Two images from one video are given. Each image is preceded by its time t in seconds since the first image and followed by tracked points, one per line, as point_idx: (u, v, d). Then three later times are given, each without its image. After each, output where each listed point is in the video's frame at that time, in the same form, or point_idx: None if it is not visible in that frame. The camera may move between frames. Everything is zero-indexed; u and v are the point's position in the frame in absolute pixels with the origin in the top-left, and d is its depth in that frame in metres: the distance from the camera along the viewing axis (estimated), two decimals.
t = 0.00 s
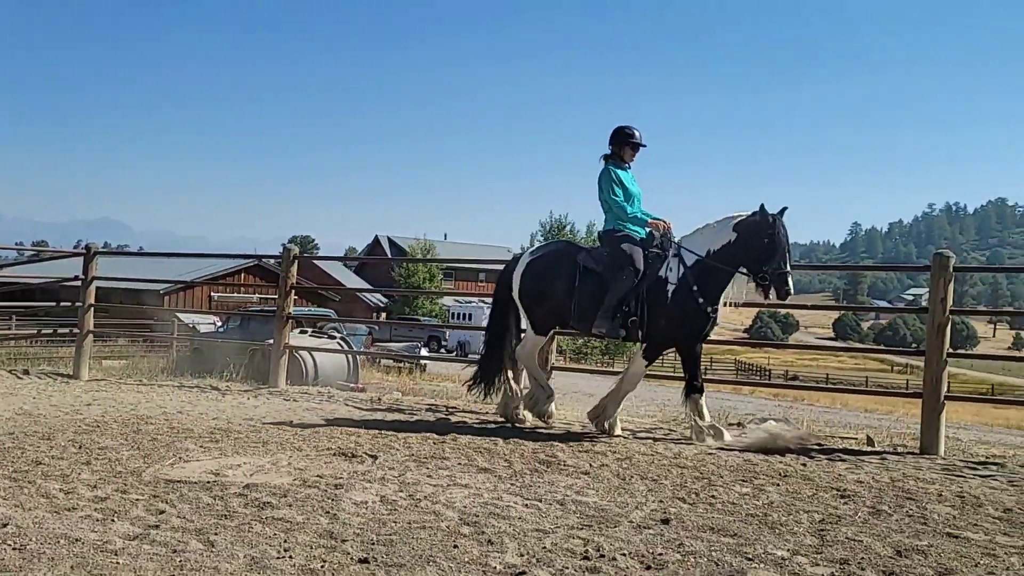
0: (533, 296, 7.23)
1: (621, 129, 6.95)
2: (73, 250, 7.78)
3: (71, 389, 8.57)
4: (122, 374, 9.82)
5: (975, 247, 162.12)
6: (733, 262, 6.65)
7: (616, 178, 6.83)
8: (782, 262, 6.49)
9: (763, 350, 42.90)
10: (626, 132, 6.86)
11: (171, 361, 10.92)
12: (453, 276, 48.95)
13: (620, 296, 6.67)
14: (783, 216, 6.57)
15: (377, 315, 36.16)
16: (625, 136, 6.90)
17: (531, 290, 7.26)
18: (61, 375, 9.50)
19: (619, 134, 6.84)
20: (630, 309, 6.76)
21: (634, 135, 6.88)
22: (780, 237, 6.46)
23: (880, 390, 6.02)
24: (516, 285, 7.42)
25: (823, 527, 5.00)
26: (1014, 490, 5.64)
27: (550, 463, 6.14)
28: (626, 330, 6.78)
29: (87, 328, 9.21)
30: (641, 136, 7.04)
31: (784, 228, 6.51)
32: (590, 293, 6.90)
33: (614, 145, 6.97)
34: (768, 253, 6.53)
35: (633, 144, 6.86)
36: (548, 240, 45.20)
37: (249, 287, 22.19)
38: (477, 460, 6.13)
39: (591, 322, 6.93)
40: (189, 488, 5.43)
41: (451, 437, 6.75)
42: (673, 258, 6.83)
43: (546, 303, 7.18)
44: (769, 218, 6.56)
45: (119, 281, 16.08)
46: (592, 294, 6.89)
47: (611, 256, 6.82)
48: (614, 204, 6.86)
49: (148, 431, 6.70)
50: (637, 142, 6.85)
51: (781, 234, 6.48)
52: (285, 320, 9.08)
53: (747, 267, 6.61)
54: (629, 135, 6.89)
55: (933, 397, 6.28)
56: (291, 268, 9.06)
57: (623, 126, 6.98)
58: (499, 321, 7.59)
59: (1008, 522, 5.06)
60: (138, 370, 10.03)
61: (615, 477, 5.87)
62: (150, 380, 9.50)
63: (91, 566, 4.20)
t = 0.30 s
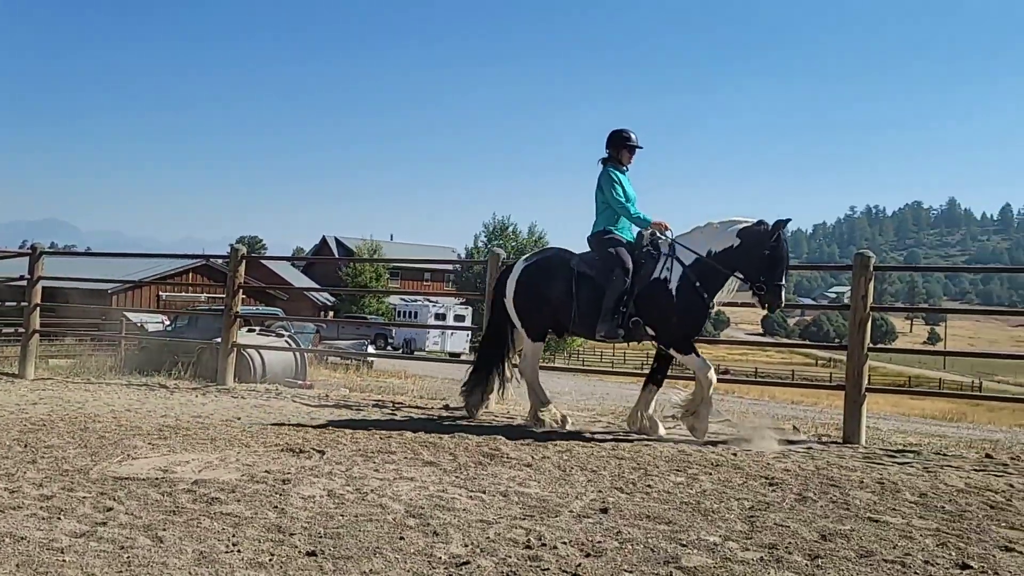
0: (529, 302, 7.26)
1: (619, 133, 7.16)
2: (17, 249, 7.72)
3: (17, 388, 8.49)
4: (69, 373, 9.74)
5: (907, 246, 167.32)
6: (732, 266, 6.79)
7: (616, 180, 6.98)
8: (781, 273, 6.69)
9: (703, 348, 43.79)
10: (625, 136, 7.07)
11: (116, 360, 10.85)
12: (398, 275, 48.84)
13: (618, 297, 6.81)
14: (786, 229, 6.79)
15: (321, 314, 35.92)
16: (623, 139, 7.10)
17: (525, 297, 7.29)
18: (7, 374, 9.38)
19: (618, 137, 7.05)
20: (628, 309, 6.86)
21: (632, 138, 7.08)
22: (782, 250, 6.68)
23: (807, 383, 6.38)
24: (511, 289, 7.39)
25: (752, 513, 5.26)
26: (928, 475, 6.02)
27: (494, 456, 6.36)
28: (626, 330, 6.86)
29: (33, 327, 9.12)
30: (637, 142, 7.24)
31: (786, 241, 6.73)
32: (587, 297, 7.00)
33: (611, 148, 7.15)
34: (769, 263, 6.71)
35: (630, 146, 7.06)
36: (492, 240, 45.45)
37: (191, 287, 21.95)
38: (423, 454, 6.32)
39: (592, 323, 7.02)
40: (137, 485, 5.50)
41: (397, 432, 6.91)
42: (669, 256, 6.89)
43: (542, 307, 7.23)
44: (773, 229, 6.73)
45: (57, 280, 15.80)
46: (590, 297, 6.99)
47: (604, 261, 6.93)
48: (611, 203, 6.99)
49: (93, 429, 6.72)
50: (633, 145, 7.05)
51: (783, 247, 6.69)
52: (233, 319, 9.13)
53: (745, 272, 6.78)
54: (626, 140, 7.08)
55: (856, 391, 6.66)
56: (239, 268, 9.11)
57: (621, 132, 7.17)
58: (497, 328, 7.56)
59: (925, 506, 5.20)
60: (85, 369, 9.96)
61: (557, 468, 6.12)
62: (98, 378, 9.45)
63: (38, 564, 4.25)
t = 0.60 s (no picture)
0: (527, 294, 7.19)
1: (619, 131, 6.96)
2: None
3: None
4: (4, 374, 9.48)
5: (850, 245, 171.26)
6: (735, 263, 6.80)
7: (618, 180, 6.78)
8: (781, 262, 6.71)
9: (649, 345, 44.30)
10: (625, 135, 6.89)
11: (54, 361, 10.60)
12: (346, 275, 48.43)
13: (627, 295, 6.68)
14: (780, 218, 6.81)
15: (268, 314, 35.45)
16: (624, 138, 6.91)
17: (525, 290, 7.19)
18: None
19: (619, 136, 6.86)
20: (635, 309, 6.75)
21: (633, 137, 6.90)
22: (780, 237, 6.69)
23: (751, 379, 6.53)
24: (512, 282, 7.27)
25: (696, 506, 5.37)
26: (866, 468, 6.20)
27: (442, 454, 6.38)
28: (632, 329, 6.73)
29: None
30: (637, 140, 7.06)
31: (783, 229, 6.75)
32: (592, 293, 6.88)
33: (611, 147, 6.95)
34: (768, 253, 6.73)
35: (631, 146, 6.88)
36: (441, 240, 45.37)
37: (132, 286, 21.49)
38: (371, 452, 6.31)
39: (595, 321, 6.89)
40: (77, 487, 5.39)
41: (344, 431, 6.88)
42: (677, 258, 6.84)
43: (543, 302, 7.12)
44: (767, 220, 6.76)
45: None
46: (595, 294, 6.87)
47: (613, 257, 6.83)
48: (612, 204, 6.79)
49: (31, 431, 6.55)
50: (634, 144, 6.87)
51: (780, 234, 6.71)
52: (177, 318, 8.99)
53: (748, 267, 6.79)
54: (627, 138, 6.89)
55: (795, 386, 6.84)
56: (183, 267, 8.97)
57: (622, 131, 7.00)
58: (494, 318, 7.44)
59: (863, 497, 5.35)
60: (21, 370, 9.70)
61: (505, 465, 6.16)
62: (35, 379, 9.22)
63: None
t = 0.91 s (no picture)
0: (525, 299, 7.05)
1: (626, 127, 6.87)
2: None
3: None
4: None
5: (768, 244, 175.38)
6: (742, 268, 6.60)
7: (623, 177, 6.70)
8: (791, 278, 6.50)
9: (593, 343, 44.65)
10: (633, 131, 6.80)
11: None
12: (287, 274, 47.70)
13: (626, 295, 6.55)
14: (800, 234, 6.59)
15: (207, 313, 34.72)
16: (631, 135, 6.83)
17: (523, 295, 7.06)
18: None
19: (625, 132, 6.78)
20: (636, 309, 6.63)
21: (639, 134, 6.82)
22: (794, 254, 6.48)
23: (696, 377, 6.60)
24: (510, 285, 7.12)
25: (641, 503, 5.42)
26: (806, 462, 6.33)
27: (387, 454, 6.32)
28: (636, 330, 6.64)
29: None
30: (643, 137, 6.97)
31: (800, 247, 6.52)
32: (592, 294, 6.82)
33: (618, 143, 6.87)
34: (780, 267, 6.51)
35: (637, 142, 6.79)
36: (385, 238, 45.03)
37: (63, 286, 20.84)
38: (314, 453, 6.21)
39: (598, 323, 6.81)
40: (6, 493, 5.19)
41: (287, 432, 6.77)
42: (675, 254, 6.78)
43: (542, 305, 7.02)
44: (784, 233, 6.53)
45: None
46: (596, 296, 6.82)
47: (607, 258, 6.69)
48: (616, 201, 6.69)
49: None
50: (640, 141, 6.79)
51: (796, 251, 6.48)
52: (112, 318, 8.74)
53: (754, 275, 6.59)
54: (634, 134, 6.81)
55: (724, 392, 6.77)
56: (119, 265, 8.73)
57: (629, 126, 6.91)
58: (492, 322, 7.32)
59: (803, 492, 5.46)
60: None
61: (450, 464, 6.13)
62: None
63: None
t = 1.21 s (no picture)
0: (540, 295, 7.05)
1: (630, 123, 6.82)
2: None
3: None
4: None
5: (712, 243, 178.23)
6: (750, 266, 6.60)
7: (629, 175, 6.69)
8: (800, 275, 6.46)
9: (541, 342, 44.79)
10: (637, 128, 6.76)
11: None
12: (230, 272, 46.80)
13: (637, 292, 6.52)
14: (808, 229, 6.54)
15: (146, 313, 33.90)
16: (635, 131, 6.79)
17: (537, 291, 7.06)
18: None
19: (629, 130, 6.74)
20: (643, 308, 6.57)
21: (643, 129, 6.79)
22: (802, 251, 6.45)
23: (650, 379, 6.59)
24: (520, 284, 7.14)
25: (588, 500, 5.44)
26: (750, 458, 6.43)
27: (333, 455, 6.24)
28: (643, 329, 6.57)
29: None
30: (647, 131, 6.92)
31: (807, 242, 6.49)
32: (601, 291, 6.78)
33: (622, 140, 6.83)
34: (788, 264, 6.49)
35: (641, 139, 6.76)
36: (330, 236, 44.52)
37: None
38: (258, 455, 6.10)
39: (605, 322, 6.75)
40: None
41: (230, 433, 6.64)
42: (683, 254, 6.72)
43: (553, 303, 7.01)
44: (792, 228, 6.48)
45: None
46: (604, 294, 6.77)
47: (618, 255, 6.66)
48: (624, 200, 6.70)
49: None
50: (643, 138, 6.75)
51: (804, 247, 6.45)
52: (47, 317, 8.47)
53: (762, 272, 6.58)
54: (638, 131, 6.77)
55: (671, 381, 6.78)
56: (55, 263, 8.46)
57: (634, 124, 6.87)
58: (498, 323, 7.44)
59: (747, 486, 5.54)
60: None
61: (397, 464, 6.07)
62: None
63: None
